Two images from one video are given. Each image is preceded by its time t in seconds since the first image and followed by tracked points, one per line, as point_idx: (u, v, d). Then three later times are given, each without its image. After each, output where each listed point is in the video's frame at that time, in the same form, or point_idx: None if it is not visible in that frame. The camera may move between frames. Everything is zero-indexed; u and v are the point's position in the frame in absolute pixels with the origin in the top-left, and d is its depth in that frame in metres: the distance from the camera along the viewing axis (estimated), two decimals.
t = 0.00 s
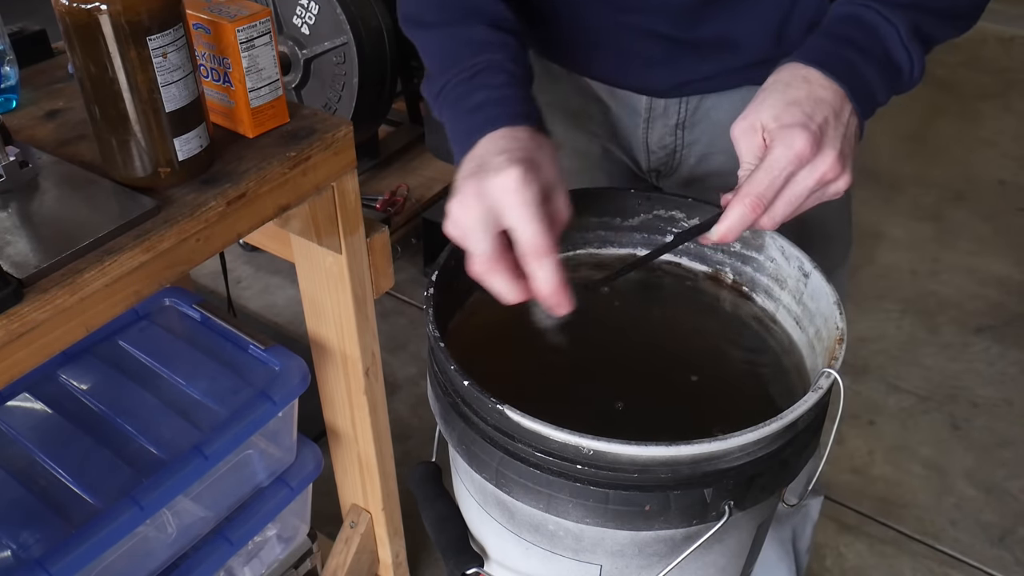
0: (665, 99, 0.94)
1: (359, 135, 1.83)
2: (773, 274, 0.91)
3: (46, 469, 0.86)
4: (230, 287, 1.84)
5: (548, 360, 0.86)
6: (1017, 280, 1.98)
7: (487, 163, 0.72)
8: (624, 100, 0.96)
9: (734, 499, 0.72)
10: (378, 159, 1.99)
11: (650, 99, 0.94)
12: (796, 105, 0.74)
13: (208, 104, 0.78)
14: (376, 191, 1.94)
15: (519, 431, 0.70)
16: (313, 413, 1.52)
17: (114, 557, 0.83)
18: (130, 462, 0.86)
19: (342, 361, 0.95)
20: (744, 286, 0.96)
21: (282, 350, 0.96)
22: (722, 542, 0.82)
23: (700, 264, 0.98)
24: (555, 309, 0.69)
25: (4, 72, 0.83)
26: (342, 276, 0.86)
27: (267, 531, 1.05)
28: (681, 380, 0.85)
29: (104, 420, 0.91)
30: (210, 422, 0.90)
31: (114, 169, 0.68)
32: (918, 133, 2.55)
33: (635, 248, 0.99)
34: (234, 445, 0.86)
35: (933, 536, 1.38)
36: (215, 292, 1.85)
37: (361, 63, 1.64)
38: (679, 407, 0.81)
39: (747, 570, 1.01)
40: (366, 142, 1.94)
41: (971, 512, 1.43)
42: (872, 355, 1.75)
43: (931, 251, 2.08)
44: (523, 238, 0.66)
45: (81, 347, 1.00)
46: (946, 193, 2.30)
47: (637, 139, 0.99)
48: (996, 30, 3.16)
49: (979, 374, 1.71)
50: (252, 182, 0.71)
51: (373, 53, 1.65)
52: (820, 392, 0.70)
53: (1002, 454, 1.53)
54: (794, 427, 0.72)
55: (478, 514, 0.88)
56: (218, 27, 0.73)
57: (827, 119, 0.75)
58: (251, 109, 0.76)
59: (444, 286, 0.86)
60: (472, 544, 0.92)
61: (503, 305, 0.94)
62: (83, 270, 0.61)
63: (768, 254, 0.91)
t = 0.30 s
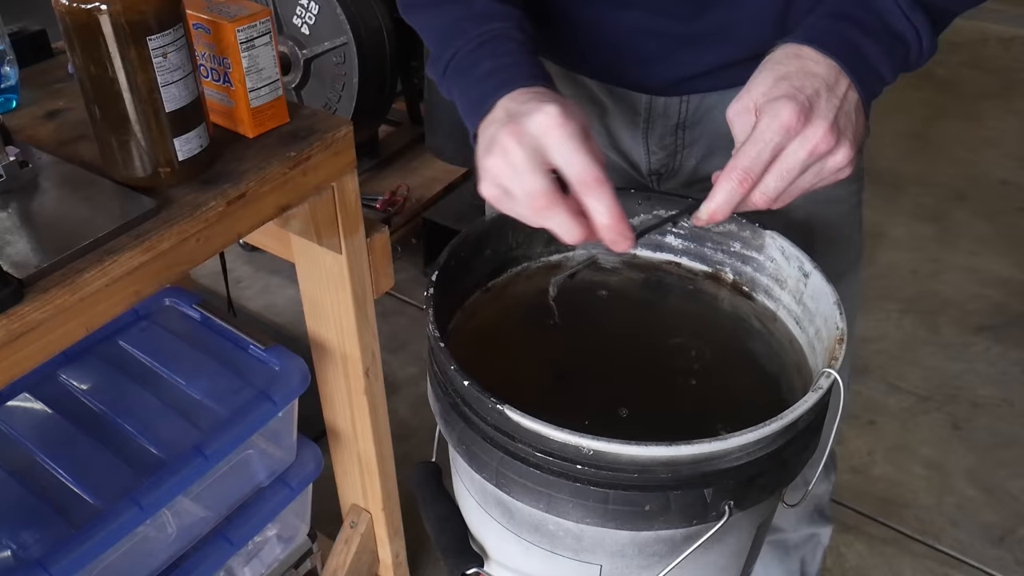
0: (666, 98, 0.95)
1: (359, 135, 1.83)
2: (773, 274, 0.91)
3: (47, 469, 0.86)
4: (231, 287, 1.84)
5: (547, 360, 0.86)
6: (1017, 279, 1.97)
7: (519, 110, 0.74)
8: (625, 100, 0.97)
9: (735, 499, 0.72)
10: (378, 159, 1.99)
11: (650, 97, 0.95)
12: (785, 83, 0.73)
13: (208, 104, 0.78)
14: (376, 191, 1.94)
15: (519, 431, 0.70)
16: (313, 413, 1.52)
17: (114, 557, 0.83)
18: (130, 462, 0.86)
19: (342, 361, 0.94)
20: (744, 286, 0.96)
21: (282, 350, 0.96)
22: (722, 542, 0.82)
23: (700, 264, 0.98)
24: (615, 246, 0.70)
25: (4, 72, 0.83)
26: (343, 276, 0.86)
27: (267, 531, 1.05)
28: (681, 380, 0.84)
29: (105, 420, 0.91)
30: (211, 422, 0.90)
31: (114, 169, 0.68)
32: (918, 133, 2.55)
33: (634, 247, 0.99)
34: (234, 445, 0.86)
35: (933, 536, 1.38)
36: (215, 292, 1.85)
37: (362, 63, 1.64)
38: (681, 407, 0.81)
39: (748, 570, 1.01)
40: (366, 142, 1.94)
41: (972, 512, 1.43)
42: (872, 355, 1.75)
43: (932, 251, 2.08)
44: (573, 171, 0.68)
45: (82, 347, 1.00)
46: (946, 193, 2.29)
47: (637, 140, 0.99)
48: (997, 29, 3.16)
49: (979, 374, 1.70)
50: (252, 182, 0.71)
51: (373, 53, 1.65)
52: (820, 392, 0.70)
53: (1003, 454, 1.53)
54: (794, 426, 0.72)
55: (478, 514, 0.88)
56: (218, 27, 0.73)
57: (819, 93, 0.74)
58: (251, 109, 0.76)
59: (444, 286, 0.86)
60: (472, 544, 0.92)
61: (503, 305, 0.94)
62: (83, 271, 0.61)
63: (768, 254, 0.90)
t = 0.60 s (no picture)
0: (671, 109, 0.94)
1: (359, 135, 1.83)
2: (773, 274, 0.91)
3: (46, 469, 0.86)
4: (230, 288, 1.84)
5: (547, 360, 0.86)
6: (1017, 280, 1.98)
7: (492, 145, 0.75)
8: (631, 110, 0.96)
9: (735, 499, 0.72)
10: (377, 159, 1.99)
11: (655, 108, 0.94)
12: (778, 98, 0.74)
13: (209, 104, 0.78)
14: (376, 191, 1.94)
15: (519, 431, 0.70)
16: (313, 414, 1.52)
17: (113, 557, 0.83)
18: (130, 462, 0.86)
19: (342, 361, 0.94)
20: (744, 286, 0.96)
21: (282, 350, 0.96)
22: (722, 542, 0.82)
23: (700, 264, 0.98)
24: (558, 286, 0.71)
25: (4, 72, 0.83)
26: (342, 276, 0.86)
27: (267, 531, 1.05)
28: (680, 381, 0.84)
29: (104, 420, 0.91)
30: (210, 422, 0.90)
31: (114, 169, 0.68)
32: (917, 133, 2.55)
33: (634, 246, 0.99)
34: (234, 445, 0.86)
35: (933, 536, 1.38)
36: (215, 292, 1.85)
37: (361, 64, 1.64)
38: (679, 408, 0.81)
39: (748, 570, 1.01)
40: (366, 142, 1.94)
41: (972, 512, 1.43)
42: (872, 355, 1.75)
43: (931, 251, 2.08)
44: (528, 210, 0.69)
45: (82, 347, 1.00)
46: (945, 193, 2.30)
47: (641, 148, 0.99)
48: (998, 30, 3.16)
49: (979, 374, 1.71)
50: (252, 182, 0.71)
51: (373, 53, 1.65)
52: (820, 392, 0.70)
53: (1003, 454, 1.53)
54: (794, 426, 0.72)
55: (478, 514, 0.88)
56: (218, 27, 0.73)
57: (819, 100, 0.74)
58: (251, 109, 0.76)
59: (444, 286, 0.86)
60: (472, 544, 0.92)
61: (503, 305, 0.94)
62: (83, 271, 0.61)
63: (768, 254, 0.90)
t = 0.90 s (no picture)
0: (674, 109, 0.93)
1: (359, 135, 1.83)
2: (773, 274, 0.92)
3: (46, 469, 0.86)
4: (230, 287, 1.84)
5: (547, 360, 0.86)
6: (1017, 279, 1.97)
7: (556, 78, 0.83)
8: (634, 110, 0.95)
9: (735, 499, 0.72)
10: (377, 159, 1.99)
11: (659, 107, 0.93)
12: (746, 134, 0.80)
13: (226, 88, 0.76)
14: (376, 191, 1.94)
15: (519, 431, 0.70)
16: (312, 413, 1.52)
17: (113, 557, 0.83)
18: (130, 462, 0.86)
19: (342, 361, 0.95)
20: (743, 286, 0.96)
21: (282, 350, 0.96)
22: (722, 542, 0.82)
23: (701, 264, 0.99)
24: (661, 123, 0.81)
25: (4, 72, 0.83)
26: (343, 276, 0.86)
27: (267, 531, 1.05)
28: (679, 382, 0.84)
29: (104, 420, 0.91)
30: (210, 422, 0.90)
31: (114, 169, 0.68)
32: (917, 133, 2.55)
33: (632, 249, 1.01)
34: (234, 445, 0.86)
35: (933, 536, 1.38)
36: (215, 292, 1.85)
37: (361, 64, 1.64)
38: (679, 408, 0.81)
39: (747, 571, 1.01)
40: (366, 142, 1.94)
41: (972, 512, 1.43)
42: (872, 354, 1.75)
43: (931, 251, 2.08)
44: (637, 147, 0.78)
45: (82, 347, 1.00)
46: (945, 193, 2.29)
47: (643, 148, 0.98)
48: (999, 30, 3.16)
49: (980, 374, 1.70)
50: (252, 182, 0.71)
51: (374, 53, 1.65)
52: (820, 392, 0.70)
53: (1003, 454, 1.53)
54: (794, 427, 0.72)
55: (478, 514, 0.88)
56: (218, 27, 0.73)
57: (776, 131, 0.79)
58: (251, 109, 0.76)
59: (444, 287, 0.86)
60: (472, 544, 0.92)
61: (503, 305, 0.94)
62: (83, 271, 0.61)
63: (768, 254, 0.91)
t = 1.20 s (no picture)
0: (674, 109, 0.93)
1: (359, 135, 1.83)
2: (773, 274, 0.92)
3: (46, 469, 0.86)
4: (230, 287, 1.84)
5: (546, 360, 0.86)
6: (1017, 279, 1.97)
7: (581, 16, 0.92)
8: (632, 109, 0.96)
9: (735, 499, 0.72)
10: (378, 159, 1.99)
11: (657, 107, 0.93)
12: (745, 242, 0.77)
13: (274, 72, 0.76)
14: (376, 191, 1.94)
15: (519, 431, 0.71)
16: (312, 413, 1.52)
17: (113, 557, 0.83)
18: (130, 462, 0.86)
19: (342, 361, 0.94)
20: (744, 286, 0.96)
21: (282, 350, 0.96)
22: (722, 542, 0.82)
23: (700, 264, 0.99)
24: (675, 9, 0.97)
25: (4, 72, 0.83)
26: (343, 276, 0.86)
27: (267, 531, 1.05)
28: (679, 381, 0.84)
29: (105, 420, 0.91)
30: (211, 422, 0.90)
31: (114, 169, 0.68)
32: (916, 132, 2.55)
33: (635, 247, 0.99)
34: (234, 445, 0.86)
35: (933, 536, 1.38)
36: (215, 292, 1.85)
37: (362, 64, 1.64)
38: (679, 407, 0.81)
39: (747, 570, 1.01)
40: (366, 142, 1.94)
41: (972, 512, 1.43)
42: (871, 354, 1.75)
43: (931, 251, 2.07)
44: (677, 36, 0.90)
45: (82, 347, 1.00)
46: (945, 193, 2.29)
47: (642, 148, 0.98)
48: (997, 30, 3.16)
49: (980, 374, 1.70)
50: (252, 182, 0.71)
51: (374, 53, 1.65)
52: (820, 392, 0.70)
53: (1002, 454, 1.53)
54: (794, 426, 0.72)
55: (478, 514, 0.88)
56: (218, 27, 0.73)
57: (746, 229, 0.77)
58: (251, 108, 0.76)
59: (444, 287, 0.87)
60: (472, 544, 0.92)
61: (503, 305, 0.94)
62: (83, 271, 0.61)
63: (768, 254, 0.91)
